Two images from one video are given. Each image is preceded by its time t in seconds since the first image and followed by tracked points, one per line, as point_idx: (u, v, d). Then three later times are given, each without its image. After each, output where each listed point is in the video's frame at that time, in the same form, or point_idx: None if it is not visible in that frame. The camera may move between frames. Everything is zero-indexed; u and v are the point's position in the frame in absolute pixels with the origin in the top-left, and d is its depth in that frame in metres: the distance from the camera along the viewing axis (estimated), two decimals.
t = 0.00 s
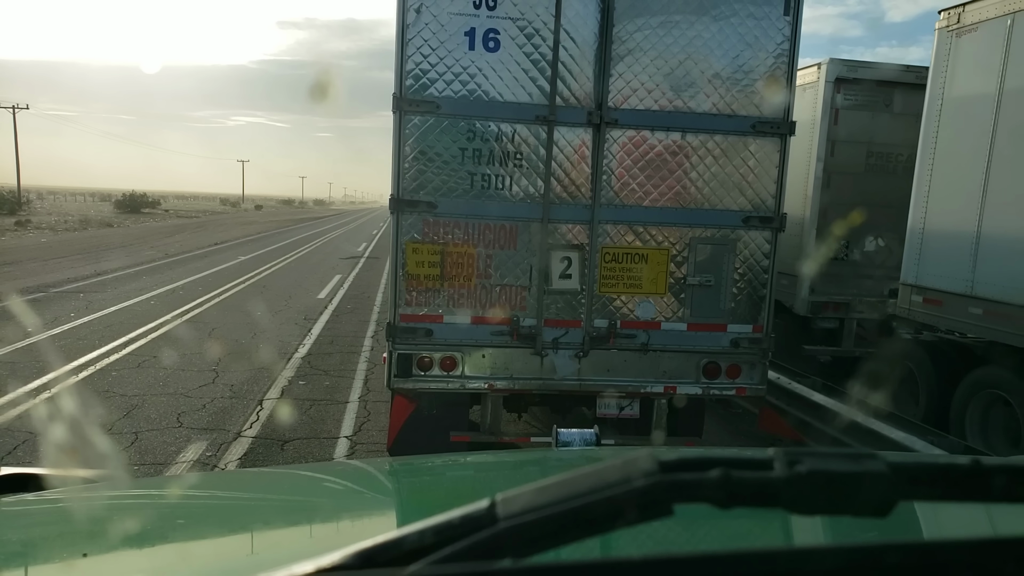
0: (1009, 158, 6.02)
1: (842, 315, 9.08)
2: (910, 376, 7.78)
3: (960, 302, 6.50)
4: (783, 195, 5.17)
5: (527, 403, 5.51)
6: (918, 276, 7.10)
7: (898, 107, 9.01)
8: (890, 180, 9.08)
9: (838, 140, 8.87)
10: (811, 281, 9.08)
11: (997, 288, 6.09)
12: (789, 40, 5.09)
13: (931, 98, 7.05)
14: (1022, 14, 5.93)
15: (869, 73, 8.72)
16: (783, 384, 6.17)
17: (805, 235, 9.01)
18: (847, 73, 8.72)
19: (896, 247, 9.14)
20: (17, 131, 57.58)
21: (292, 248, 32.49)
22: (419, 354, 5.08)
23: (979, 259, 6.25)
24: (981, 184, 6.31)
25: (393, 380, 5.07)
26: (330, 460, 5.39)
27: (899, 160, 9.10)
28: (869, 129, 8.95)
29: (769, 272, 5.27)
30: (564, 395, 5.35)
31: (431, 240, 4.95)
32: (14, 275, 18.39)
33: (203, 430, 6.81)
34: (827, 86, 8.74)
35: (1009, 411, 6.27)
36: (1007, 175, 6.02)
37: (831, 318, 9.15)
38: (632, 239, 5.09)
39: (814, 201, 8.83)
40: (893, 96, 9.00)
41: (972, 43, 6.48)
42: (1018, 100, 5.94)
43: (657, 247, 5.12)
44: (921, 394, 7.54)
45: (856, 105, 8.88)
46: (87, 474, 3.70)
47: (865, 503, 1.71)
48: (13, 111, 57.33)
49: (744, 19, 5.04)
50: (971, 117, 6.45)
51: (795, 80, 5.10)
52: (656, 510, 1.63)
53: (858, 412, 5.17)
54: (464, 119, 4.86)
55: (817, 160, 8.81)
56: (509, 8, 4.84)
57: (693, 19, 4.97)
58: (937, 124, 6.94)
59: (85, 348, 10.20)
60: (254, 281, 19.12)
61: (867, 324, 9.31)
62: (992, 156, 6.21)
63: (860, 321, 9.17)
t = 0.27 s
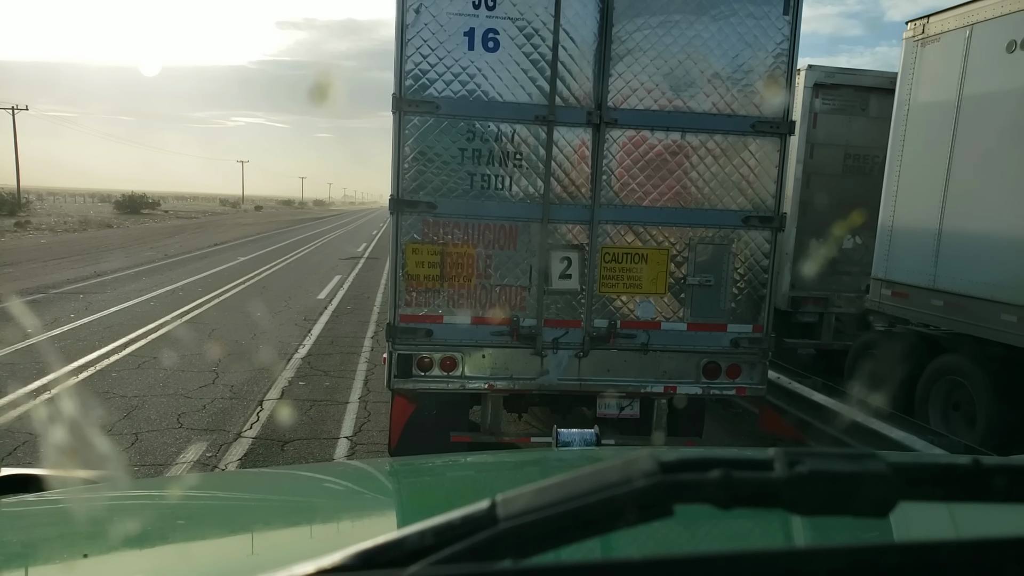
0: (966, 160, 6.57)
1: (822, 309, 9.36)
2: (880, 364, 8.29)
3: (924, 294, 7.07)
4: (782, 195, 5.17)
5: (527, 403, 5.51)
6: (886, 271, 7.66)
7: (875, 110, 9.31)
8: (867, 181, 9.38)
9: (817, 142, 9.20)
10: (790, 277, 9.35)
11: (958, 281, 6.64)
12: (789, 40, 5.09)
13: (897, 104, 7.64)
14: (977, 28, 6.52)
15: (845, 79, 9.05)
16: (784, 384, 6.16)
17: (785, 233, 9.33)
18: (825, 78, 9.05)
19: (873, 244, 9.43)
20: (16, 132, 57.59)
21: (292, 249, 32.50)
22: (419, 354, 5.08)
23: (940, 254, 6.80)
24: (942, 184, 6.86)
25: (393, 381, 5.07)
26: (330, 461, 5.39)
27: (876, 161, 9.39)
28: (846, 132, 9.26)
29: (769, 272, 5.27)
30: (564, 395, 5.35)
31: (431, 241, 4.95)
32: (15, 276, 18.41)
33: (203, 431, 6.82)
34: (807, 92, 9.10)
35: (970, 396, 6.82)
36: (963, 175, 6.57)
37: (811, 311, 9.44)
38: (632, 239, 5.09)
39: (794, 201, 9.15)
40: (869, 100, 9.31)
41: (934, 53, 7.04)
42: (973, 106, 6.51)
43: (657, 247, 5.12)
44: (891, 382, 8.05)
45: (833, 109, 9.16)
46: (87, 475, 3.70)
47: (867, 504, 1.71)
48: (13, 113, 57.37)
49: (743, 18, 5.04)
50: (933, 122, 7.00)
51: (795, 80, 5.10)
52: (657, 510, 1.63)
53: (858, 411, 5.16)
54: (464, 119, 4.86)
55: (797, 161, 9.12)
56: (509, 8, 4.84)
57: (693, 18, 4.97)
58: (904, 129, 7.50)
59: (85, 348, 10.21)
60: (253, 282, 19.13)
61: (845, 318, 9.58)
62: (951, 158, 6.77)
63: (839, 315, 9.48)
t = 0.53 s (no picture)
0: (931, 162, 7.10)
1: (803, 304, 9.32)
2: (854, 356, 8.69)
3: (892, 288, 7.64)
4: (782, 195, 5.17)
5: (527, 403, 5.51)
6: (859, 266, 8.21)
7: (854, 114, 9.56)
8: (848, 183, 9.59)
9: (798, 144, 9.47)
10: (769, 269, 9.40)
11: (923, 275, 7.18)
12: (789, 40, 5.09)
13: (870, 111, 8.19)
14: (942, 41, 7.05)
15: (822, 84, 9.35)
16: (784, 384, 6.16)
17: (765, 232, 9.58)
18: (804, 83, 9.36)
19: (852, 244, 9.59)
20: (17, 131, 57.57)
21: (292, 248, 32.46)
22: (419, 354, 5.08)
23: (906, 250, 7.34)
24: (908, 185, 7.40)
25: (393, 381, 5.07)
26: (330, 461, 5.38)
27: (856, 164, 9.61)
28: (826, 135, 9.51)
29: (769, 272, 5.27)
30: (564, 395, 5.35)
31: (431, 241, 4.95)
32: (15, 275, 18.40)
33: (203, 430, 6.82)
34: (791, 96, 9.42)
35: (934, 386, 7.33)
36: (927, 176, 7.14)
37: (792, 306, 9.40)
38: (632, 239, 5.09)
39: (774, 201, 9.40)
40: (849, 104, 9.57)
41: (903, 62, 7.58)
42: (936, 113, 7.05)
43: (657, 247, 5.12)
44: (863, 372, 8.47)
45: (813, 112, 9.48)
46: (87, 474, 3.70)
47: (866, 504, 1.71)
48: (13, 112, 57.35)
49: (744, 19, 5.04)
50: (902, 127, 7.53)
51: (795, 80, 5.10)
52: (656, 509, 1.63)
53: (858, 412, 5.16)
54: (464, 119, 4.86)
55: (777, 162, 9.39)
56: (509, 8, 4.84)
57: (693, 19, 4.97)
58: (876, 133, 8.05)
59: (85, 348, 10.20)
60: (254, 281, 19.11)
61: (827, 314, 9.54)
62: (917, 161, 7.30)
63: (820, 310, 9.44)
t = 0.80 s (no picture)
0: (902, 163, 7.48)
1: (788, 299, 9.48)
2: (826, 343, 9.12)
3: (866, 283, 8.05)
4: (782, 195, 5.17)
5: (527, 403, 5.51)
6: (835, 262, 8.63)
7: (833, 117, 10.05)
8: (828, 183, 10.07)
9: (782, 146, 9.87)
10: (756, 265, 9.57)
11: (895, 272, 7.56)
12: (789, 40, 5.09)
13: (844, 114, 8.62)
14: (910, 48, 7.44)
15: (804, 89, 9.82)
16: (784, 384, 6.16)
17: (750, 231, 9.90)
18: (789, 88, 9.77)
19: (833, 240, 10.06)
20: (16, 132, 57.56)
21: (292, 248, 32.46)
22: (418, 354, 5.08)
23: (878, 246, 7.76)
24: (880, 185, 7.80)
25: (393, 381, 5.07)
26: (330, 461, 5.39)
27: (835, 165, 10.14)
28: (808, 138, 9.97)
29: (769, 272, 5.27)
30: (564, 395, 5.35)
31: (431, 241, 4.95)
32: (15, 276, 18.40)
33: (203, 431, 6.82)
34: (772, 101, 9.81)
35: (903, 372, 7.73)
36: (897, 177, 7.54)
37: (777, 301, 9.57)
38: (632, 239, 5.09)
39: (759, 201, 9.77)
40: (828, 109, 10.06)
41: (875, 68, 7.98)
42: (905, 116, 7.45)
43: (657, 246, 5.12)
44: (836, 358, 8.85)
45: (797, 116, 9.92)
46: (87, 475, 3.71)
47: (866, 504, 1.71)
48: (13, 113, 57.37)
49: (743, 18, 5.04)
50: (874, 130, 7.92)
51: (795, 79, 5.10)
52: (657, 510, 1.63)
53: (858, 411, 5.15)
54: (464, 119, 4.86)
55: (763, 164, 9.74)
56: (509, 8, 4.84)
57: (693, 18, 4.97)
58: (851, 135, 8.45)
59: (85, 348, 10.21)
60: (254, 282, 19.12)
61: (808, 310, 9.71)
62: (888, 162, 7.70)
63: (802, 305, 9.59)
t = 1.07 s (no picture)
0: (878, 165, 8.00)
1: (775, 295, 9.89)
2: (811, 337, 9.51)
3: (843, 279, 8.62)
4: (782, 195, 5.17)
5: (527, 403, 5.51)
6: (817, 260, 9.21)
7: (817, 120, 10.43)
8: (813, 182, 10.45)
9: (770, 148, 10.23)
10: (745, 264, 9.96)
11: (871, 268, 8.09)
12: (789, 40, 5.09)
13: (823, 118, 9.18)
14: (883, 56, 7.98)
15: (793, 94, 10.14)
16: (783, 384, 6.17)
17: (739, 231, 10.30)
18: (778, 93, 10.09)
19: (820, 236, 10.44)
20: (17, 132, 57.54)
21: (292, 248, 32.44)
22: (418, 353, 5.08)
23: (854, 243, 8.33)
24: (856, 185, 8.30)
25: (393, 380, 5.07)
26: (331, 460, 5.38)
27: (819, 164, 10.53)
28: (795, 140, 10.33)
29: (769, 272, 5.27)
30: (564, 395, 5.35)
31: (431, 240, 4.95)
32: (14, 275, 18.38)
33: (203, 430, 6.82)
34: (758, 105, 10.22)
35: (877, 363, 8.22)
36: (871, 179, 8.10)
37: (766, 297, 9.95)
38: (632, 239, 5.09)
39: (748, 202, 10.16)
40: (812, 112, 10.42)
41: (851, 75, 8.54)
42: (878, 121, 8.01)
43: (657, 247, 5.12)
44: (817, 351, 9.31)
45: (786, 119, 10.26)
46: (87, 474, 3.70)
47: (866, 504, 1.71)
48: (14, 112, 57.34)
49: (743, 19, 5.04)
50: (852, 134, 8.45)
51: (795, 80, 5.10)
52: (656, 510, 1.63)
53: (858, 412, 5.15)
54: (464, 119, 4.86)
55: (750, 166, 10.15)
56: (509, 8, 4.84)
57: (693, 19, 4.97)
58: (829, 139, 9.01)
59: (84, 348, 10.20)
60: (254, 281, 19.10)
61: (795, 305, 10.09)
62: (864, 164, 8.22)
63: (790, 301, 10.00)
